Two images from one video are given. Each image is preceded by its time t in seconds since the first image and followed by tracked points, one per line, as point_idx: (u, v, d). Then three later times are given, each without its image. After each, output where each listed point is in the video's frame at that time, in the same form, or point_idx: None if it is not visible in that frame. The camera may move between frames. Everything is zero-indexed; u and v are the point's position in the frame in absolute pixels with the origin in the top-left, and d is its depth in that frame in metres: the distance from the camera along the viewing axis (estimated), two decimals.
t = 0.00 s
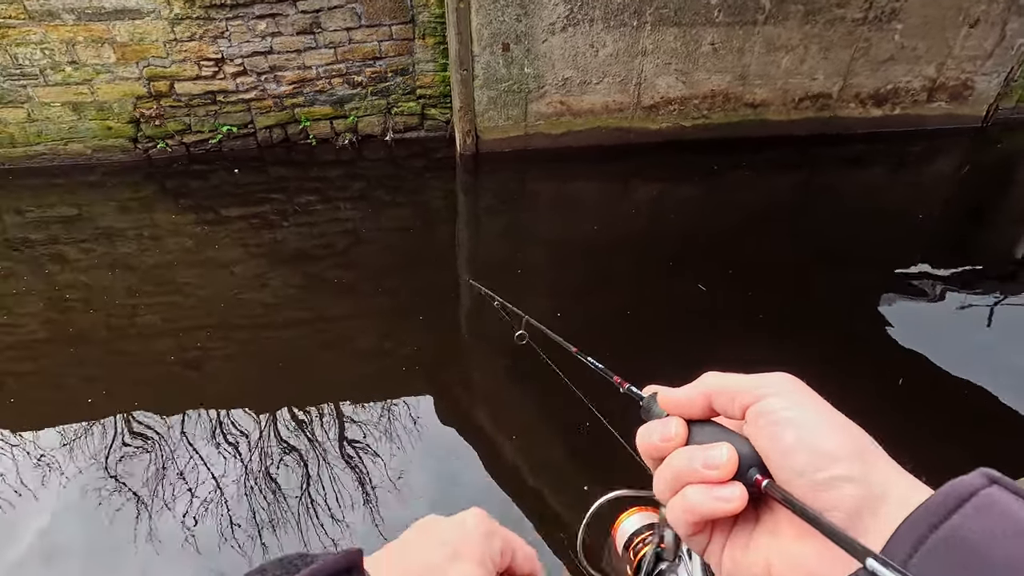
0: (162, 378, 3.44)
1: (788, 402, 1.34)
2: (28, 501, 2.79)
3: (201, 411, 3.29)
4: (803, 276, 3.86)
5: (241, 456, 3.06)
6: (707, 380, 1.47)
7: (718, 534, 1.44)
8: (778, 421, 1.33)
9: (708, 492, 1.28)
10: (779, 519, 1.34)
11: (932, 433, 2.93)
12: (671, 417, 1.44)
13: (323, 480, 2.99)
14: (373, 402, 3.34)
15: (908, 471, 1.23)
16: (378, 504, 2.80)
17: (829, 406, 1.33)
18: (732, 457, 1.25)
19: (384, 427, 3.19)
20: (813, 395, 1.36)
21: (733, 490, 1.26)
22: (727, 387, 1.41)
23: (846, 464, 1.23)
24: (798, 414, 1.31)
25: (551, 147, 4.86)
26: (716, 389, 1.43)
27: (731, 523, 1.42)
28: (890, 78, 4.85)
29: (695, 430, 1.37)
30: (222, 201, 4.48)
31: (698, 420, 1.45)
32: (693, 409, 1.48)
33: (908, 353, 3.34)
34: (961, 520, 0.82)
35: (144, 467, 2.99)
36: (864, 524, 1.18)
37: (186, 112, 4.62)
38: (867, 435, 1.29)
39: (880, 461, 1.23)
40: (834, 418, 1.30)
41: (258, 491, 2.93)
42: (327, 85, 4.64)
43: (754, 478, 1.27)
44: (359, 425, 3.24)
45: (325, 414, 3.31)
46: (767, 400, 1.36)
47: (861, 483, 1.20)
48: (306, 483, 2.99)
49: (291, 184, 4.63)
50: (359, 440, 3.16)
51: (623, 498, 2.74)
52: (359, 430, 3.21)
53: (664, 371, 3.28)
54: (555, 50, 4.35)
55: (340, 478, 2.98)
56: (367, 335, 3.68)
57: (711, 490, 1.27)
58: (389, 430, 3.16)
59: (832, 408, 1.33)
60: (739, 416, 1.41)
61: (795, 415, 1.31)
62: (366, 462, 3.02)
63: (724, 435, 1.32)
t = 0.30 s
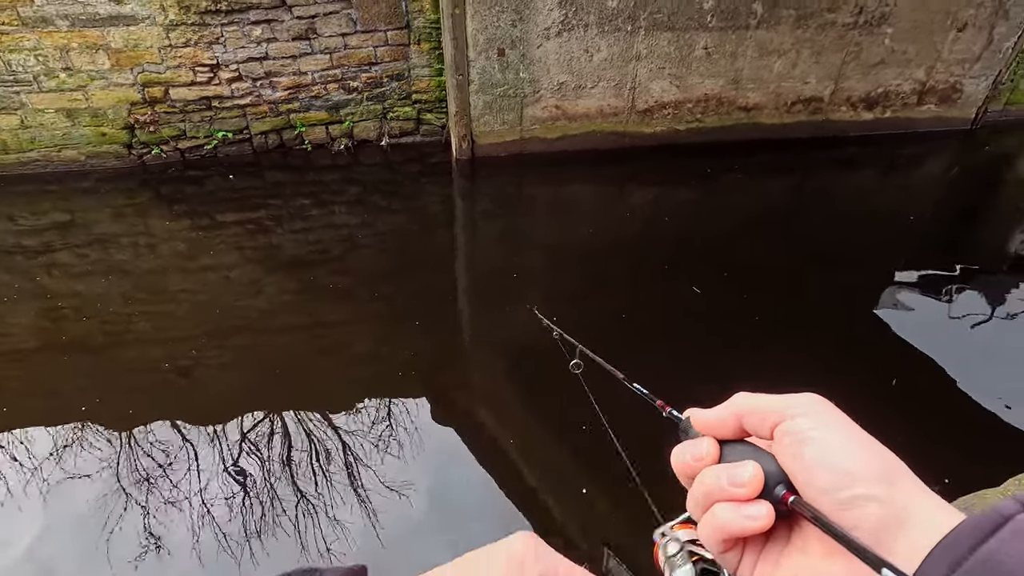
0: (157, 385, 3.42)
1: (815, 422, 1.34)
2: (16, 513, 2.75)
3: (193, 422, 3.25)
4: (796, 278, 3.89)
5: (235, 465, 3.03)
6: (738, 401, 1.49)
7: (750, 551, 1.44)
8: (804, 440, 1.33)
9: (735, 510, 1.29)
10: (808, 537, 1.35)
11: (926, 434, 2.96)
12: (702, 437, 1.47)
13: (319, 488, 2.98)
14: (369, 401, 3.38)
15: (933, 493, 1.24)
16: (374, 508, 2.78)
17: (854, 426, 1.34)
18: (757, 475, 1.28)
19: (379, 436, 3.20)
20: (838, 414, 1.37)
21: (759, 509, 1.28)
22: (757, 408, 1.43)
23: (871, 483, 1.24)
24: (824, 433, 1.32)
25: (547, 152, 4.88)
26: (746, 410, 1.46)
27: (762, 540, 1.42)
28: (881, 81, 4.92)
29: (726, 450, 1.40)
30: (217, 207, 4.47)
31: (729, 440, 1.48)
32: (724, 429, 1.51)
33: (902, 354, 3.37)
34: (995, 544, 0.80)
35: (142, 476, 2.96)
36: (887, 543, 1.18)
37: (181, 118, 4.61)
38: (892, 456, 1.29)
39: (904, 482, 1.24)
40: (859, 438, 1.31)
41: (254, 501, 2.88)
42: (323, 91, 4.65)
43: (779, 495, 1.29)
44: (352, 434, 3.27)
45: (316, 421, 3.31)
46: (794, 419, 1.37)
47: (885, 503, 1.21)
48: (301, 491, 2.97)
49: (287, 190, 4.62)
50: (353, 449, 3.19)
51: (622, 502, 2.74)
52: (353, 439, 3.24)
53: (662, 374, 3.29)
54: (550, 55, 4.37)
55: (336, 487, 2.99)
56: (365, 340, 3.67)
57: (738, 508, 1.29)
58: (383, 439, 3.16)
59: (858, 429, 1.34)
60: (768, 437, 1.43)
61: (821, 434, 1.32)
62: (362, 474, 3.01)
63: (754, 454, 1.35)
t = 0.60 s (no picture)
0: (145, 395, 3.39)
1: (821, 420, 1.35)
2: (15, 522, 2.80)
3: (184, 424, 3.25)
4: (784, 283, 3.92)
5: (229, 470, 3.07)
6: (741, 399, 1.49)
7: (754, 554, 1.45)
8: (810, 439, 1.34)
9: (742, 511, 1.31)
10: (816, 537, 1.37)
11: (911, 437, 2.98)
12: (706, 436, 1.48)
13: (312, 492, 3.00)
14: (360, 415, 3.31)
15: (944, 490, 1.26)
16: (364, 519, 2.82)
17: (862, 424, 1.35)
18: (763, 475, 1.29)
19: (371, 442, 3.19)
20: (845, 412, 1.38)
21: (766, 510, 1.30)
22: (760, 405, 1.44)
23: (880, 483, 1.25)
24: (830, 432, 1.33)
25: (536, 158, 4.89)
26: (750, 407, 1.46)
27: (769, 542, 1.44)
28: (865, 86, 4.98)
29: (732, 449, 1.41)
30: (206, 215, 4.45)
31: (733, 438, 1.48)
32: (728, 427, 1.51)
33: (888, 357, 3.40)
34: (1007, 541, 0.87)
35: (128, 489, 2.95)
36: (898, 542, 1.21)
37: (169, 126, 4.59)
38: (901, 454, 1.31)
39: (914, 480, 1.25)
40: (867, 436, 1.32)
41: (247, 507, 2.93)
42: (311, 98, 4.65)
43: (787, 495, 1.30)
44: (345, 439, 3.22)
45: (312, 425, 3.28)
46: (799, 418, 1.37)
47: (895, 504, 1.23)
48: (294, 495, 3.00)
49: (277, 197, 4.61)
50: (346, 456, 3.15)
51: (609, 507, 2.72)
52: (347, 447, 3.19)
53: (652, 379, 3.30)
54: (538, 62, 4.40)
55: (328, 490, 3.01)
56: (356, 348, 3.66)
57: (745, 509, 1.30)
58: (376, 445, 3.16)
59: (865, 426, 1.35)
60: (772, 434, 1.44)
61: (827, 433, 1.33)
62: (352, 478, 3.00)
63: (759, 452, 1.36)
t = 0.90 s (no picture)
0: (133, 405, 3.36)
1: (807, 408, 1.33)
2: None
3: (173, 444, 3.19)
4: (773, 286, 3.95)
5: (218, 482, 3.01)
6: (727, 386, 1.49)
7: (740, 539, 1.43)
8: (796, 426, 1.32)
9: (728, 498, 1.29)
10: (799, 522, 1.35)
11: (895, 440, 3.00)
12: (693, 424, 1.48)
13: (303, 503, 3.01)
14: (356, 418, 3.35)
15: (930, 484, 1.21)
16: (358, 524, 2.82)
17: (849, 414, 1.32)
18: (749, 463, 1.27)
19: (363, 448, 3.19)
20: (833, 402, 1.35)
21: (752, 497, 1.27)
22: (747, 393, 1.42)
23: (864, 471, 1.21)
24: (817, 419, 1.30)
25: (526, 164, 4.91)
26: (735, 395, 1.45)
27: (754, 527, 1.42)
28: (850, 92, 5.03)
29: (716, 436, 1.40)
30: (195, 223, 4.44)
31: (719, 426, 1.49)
32: (715, 416, 1.52)
33: (873, 360, 3.43)
34: (984, 526, 0.81)
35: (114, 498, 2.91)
36: (879, 531, 1.16)
37: (157, 134, 4.58)
38: (887, 444, 1.27)
39: (898, 471, 1.22)
40: (854, 426, 1.29)
41: (236, 519, 2.87)
42: (301, 106, 4.64)
43: (773, 482, 1.28)
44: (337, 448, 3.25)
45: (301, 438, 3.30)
46: (786, 405, 1.35)
47: (878, 492, 1.19)
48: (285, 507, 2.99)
49: (266, 205, 4.60)
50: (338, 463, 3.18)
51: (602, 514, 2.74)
52: (338, 453, 3.22)
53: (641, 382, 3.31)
54: (526, 69, 4.42)
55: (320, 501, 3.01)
56: (346, 355, 3.65)
57: (731, 496, 1.28)
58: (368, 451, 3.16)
59: (853, 416, 1.32)
60: (758, 422, 1.43)
61: (814, 420, 1.30)
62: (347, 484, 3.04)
63: (742, 439, 1.35)
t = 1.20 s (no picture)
0: (123, 412, 3.34)
1: (793, 390, 1.33)
2: None
3: (169, 446, 3.20)
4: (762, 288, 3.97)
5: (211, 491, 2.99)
6: (715, 368, 1.50)
7: (726, 520, 1.44)
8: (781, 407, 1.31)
9: (713, 481, 1.30)
10: (783, 503, 1.33)
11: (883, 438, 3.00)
12: (680, 407, 1.49)
13: (296, 514, 2.95)
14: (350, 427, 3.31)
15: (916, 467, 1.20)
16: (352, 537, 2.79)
17: (836, 397, 1.31)
18: (734, 445, 1.29)
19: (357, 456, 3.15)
20: (820, 385, 1.35)
21: (736, 479, 1.28)
22: (732, 374, 1.44)
23: (848, 451, 1.21)
24: (802, 400, 1.30)
25: (516, 168, 4.93)
26: (723, 376, 1.46)
27: (739, 508, 1.41)
28: (837, 96, 5.08)
29: (704, 419, 1.43)
30: (184, 230, 4.42)
31: (705, 407, 1.50)
32: (702, 397, 1.52)
33: (861, 360, 3.45)
34: (964, 502, 0.85)
35: (105, 507, 2.89)
36: (862, 508, 1.14)
37: (146, 141, 4.56)
38: (874, 427, 1.26)
39: (885, 452, 1.20)
40: (840, 408, 1.28)
41: (228, 531, 2.85)
42: (290, 112, 4.64)
43: (757, 464, 1.29)
44: (331, 454, 3.20)
45: (296, 440, 3.26)
46: (771, 387, 1.35)
47: (862, 471, 1.17)
48: (277, 519, 2.94)
49: (256, 211, 4.59)
50: (330, 469, 3.13)
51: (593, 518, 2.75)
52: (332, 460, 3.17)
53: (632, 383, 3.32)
54: (516, 74, 4.43)
55: (312, 513, 2.96)
56: (338, 360, 3.64)
57: (716, 478, 1.30)
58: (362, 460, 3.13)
59: (839, 400, 1.32)
60: (744, 404, 1.43)
61: (799, 401, 1.30)
62: (339, 492, 3.00)
63: (729, 422, 1.38)
